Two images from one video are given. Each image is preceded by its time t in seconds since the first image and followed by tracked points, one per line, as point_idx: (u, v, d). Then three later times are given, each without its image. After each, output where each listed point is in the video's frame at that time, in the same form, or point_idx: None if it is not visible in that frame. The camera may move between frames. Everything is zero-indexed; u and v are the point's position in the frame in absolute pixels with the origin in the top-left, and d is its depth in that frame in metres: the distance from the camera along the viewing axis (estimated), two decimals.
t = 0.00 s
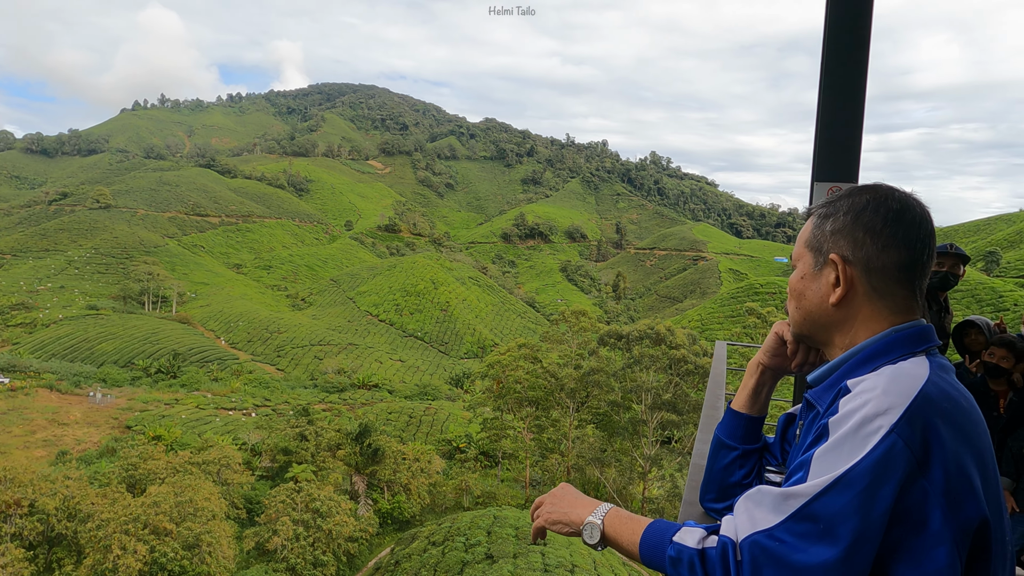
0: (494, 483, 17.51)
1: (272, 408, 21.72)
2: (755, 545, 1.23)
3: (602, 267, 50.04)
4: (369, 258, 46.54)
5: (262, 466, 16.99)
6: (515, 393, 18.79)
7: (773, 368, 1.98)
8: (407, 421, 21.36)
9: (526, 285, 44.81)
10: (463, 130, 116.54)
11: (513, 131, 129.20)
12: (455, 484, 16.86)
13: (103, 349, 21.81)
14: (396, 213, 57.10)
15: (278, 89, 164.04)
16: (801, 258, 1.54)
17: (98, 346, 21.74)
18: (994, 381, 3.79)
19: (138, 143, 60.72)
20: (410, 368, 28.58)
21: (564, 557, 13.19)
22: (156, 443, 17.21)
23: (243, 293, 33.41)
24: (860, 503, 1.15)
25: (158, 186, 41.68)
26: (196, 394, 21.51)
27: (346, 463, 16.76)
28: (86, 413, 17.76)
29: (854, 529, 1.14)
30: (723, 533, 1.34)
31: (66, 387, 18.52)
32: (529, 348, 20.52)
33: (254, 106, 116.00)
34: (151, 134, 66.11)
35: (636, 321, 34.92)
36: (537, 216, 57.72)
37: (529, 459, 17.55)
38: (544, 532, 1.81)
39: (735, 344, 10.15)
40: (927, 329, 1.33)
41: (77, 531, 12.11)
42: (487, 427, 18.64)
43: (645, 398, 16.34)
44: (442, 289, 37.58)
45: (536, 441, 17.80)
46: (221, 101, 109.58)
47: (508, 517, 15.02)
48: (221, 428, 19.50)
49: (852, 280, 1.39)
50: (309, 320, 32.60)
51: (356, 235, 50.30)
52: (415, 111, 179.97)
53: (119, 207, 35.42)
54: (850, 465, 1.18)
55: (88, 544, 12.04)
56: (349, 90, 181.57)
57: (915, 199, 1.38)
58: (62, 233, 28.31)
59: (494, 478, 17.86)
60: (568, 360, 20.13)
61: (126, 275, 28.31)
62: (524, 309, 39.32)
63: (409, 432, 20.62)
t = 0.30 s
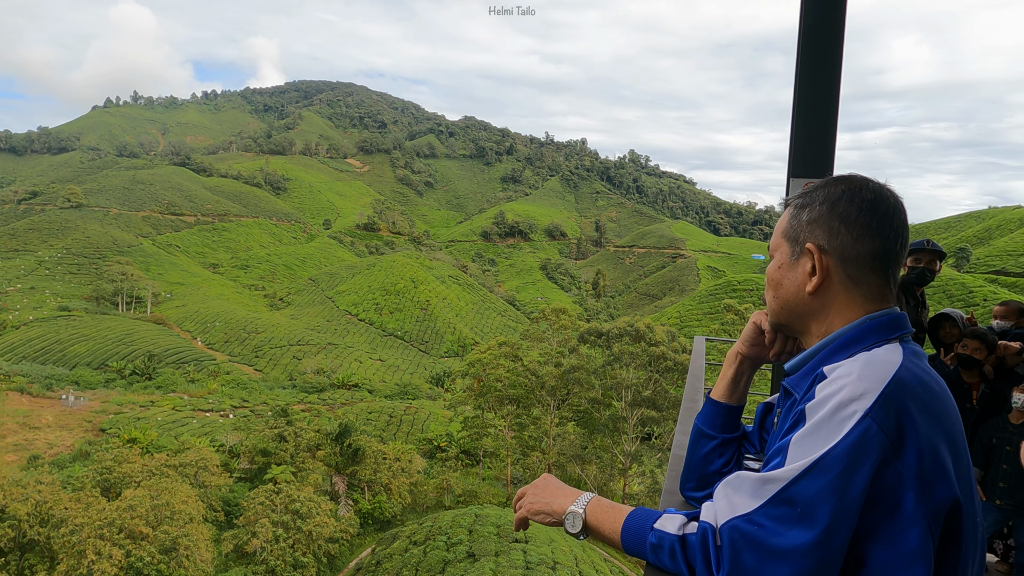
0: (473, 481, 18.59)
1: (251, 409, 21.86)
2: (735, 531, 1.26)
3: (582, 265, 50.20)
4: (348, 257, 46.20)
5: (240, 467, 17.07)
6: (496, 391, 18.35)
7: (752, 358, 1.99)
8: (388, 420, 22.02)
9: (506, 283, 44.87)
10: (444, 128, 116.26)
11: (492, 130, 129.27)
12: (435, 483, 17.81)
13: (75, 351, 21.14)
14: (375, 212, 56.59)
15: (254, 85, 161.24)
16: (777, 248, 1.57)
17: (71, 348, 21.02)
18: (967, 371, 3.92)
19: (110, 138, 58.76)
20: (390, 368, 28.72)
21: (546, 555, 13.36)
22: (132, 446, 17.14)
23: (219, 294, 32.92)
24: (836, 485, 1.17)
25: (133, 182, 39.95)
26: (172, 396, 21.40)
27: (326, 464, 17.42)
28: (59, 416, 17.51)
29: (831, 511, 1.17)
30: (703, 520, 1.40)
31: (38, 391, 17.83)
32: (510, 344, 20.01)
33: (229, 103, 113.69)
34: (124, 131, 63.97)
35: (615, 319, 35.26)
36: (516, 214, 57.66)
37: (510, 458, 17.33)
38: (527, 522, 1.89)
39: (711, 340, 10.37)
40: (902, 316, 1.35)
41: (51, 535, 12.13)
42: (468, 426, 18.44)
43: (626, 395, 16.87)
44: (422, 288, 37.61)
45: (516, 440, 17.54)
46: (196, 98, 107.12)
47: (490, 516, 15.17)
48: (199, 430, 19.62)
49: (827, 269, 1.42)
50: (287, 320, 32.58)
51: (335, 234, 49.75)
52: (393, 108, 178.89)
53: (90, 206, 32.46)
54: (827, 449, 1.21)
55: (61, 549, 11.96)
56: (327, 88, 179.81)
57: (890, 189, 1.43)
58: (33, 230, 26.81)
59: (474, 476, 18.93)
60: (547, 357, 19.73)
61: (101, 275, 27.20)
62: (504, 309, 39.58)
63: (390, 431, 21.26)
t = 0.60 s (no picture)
0: (457, 480, 18.94)
1: (230, 408, 21.76)
2: (706, 520, 1.13)
3: (564, 263, 50.30)
4: (329, 254, 45.84)
5: (219, 468, 17.74)
6: (478, 389, 18.49)
7: (725, 350, 1.81)
8: (369, 420, 22.49)
9: (488, 281, 44.85)
10: (427, 126, 115.91)
11: (474, 129, 128.93)
12: (417, 482, 18.06)
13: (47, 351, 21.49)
14: (356, 209, 56.13)
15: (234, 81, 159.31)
16: (745, 242, 1.45)
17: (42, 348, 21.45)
18: (940, 366, 3.20)
19: (85, 134, 57.60)
20: (371, 367, 28.77)
21: (527, 552, 13.38)
22: (106, 446, 16.82)
23: (197, 293, 32.63)
24: (805, 475, 1.06)
25: (108, 182, 40.40)
26: (149, 396, 21.38)
27: (307, 463, 17.57)
28: (29, 418, 17.62)
29: (799, 502, 1.05)
30: (675, 509, 1.24)
31: (8, 393, 18.53)
32: (491, 342, 19.91)
33: (208, 99, 111.86)
34: (100, 127, 62.65)
35: (597, 316, 35.38)
36: (498, 212, 57.63)
37: (492, 456, 18.08)
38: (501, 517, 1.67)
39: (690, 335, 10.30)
40: (871, 308, 1.27)
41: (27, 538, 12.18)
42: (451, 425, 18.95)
43: (606, 392, 16.28)
44: (403, 286, 37.46)
45: (497, 438, 18.06)
46: (174, 95, 105.50)
47: (471, 514, 15.37)
48: (177, 429, 19.56)
49: (797, 261, 1.32)
50: (267, 318, 32.51)
51: (315, 232, 49.37)
52: (376, 105, 177.91)
53: (65, 203, 34.70)
54: (795, 437, 1.09)
55: (34, 553, 12.10)
56: (308, 86, 177.92)
57: (861, 183, 1.33)
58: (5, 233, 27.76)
59: (457, 473, 19.29)
60: (529, 355, 19.57)
61: (75, 275, 27.57)
62: (486, 306, 39.30)
63: (371, 430, 21.85)
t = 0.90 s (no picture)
0: (442, 480, 19.05)
1: (212, 409, 21.67)
2: (682, 514, 1.06)
3: (549, 262, 50.31)
4: (313, 253, 45.49)
5: (200, 469, 17.58)
6: (462, 389, 18.55)
7: (704, 346, 1.69)
8: (353, 420, 22.53)
9: (473, 281, 44.78)
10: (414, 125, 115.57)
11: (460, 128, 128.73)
12: (401, 482, 18.08)
13: (26, 351, 21.22)
14: (339, 208, 55.51)
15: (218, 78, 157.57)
16: (720, 236, 1.37)
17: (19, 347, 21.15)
18: (918, 363, 3.05)
19: (62, 130, 56.11)
20: (355, 366, 28.73)
21: (512, 552, 13.43)
22: (84, 447, 16.44)
23: (178, 292, 32.47)
24: (781, 468, 1.00)
25: (87, 179, 39.85)
26: (129, 396, 21.27)
27: (290, 464, 17.57)
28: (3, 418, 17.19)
29: (776, 494, 0.99)
30: (651, 502, 1.16)
31: None
32: (475, 341, 19.91)
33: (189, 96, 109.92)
34: (78, 123, 61.12)
35: (582, 316, 35.40)
36: (484, 211, 57.51)
37: (476, 456, 17.93)
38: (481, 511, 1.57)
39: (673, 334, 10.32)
40: (848, 302, 1.19)
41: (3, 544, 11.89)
42: (435, 424, 19.04)
43: (591, 391, 16.41)
44: (387, 285, 37.35)
45: (482, 437, 18.15)
46: (155, 91, 103.92)
47: (455, 513, 15.47)
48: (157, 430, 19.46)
49: (775, 256, 1.24)
50: (249, 318, 32.33)
51: (299, 230, 48.90)
52: (362, 103, 177.03)
53: (42, 200, 33.61)
54: (771, 431, 1.03)
55: (10, 556, 11.84)
56: (291, 84, 175.98)
57: (838, 179, 1.26)
58: None
59: (441, 474, 19.44)
60: (513, 355, 19.67)
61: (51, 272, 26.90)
62: (471, 305, 39.16)
63: (355, 430, 21.86)
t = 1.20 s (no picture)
0: (426, 478, 19.01)
1: (193, 408, 21.44)
2: (677, 505, 0.86)
3: (533, 260, 50.35)
4: (296, 250, 44.95)
5: (181, 468, 17.45)
6: (447, 386, 18.43)
7: (696, 338, 1.40)
8: (336, 418, 22.42)
9: (457, 278, 44.66)
10: (398, 122, 115.11)
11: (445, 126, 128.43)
12: (385, 480, 18.06)
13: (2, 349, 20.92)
14: (323, 205, 54.95)
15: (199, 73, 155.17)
16: (711, 230, 1.16)
17: None
18: (900, 359, 2.83)
19: (39, 123, 54.63)
20: (338, 364, 28.57)
21: (496, 549, 13.40)
22: (63, 447, 16.62)
23: (160, 289, 32.12)
24: (775, 458, 0.81)
25: (65, 174, 39.09)
26: (107, 395, 21.03)
27: (272, 463, 17.43)
28: None
29: (770, 485, 0.81)
30: (647, 493, 0.95)
31: None
32: (460, 339, 19.81)
33: (169, 90, 107.73)
34: (56, 117, 59.53)
35: (566, 313, 35.45)
36: (468, 209, 57.35)
37: (462, 453, 18.13)
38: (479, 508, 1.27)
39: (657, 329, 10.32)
40: (840, 292, 0.99)
41: None
42: (420, 422, 18.91)
43: (576, 389, 16.49)
44: (371, 283, 37.14)
45: (466, 435, 18.10)
46: (135, 86, 101.95)
47: (439, 511, 15.43)
48: (137, 429, 19.26)
49: (766, 250, 1.03)
50: (231, 316, 32.01)
51: (282, 227, 48.37)
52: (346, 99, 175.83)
53: (18, 196, 32.68)
54: (766, 421, 0.84)
55: None
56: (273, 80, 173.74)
57: (832, 172, 1.06)
58: None
59: (425, 471, 19.40)
60: (498, 353, 19.62)
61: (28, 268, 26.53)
62: (455, 303, 39.05)
63: (338, 429, 21.76)
